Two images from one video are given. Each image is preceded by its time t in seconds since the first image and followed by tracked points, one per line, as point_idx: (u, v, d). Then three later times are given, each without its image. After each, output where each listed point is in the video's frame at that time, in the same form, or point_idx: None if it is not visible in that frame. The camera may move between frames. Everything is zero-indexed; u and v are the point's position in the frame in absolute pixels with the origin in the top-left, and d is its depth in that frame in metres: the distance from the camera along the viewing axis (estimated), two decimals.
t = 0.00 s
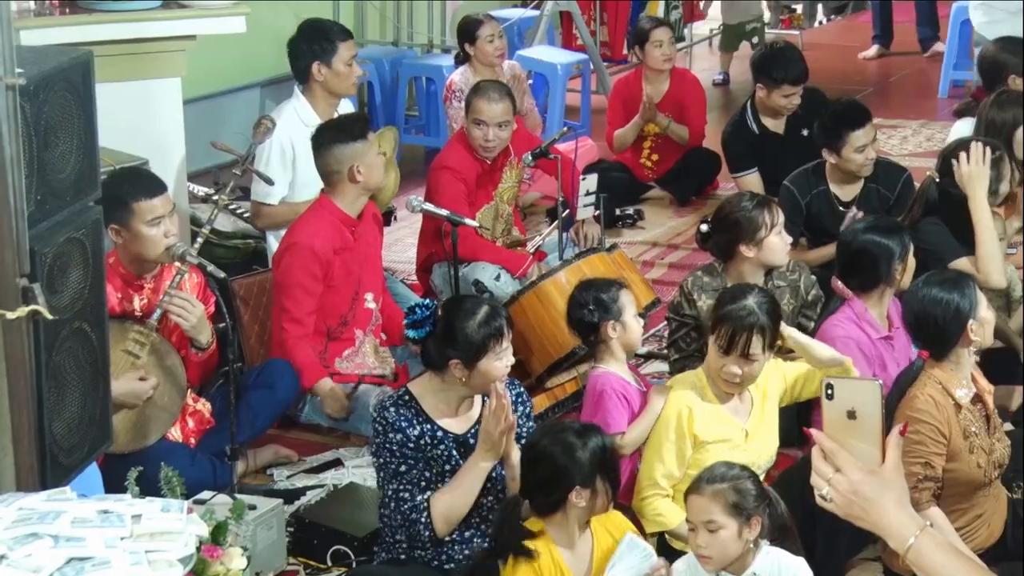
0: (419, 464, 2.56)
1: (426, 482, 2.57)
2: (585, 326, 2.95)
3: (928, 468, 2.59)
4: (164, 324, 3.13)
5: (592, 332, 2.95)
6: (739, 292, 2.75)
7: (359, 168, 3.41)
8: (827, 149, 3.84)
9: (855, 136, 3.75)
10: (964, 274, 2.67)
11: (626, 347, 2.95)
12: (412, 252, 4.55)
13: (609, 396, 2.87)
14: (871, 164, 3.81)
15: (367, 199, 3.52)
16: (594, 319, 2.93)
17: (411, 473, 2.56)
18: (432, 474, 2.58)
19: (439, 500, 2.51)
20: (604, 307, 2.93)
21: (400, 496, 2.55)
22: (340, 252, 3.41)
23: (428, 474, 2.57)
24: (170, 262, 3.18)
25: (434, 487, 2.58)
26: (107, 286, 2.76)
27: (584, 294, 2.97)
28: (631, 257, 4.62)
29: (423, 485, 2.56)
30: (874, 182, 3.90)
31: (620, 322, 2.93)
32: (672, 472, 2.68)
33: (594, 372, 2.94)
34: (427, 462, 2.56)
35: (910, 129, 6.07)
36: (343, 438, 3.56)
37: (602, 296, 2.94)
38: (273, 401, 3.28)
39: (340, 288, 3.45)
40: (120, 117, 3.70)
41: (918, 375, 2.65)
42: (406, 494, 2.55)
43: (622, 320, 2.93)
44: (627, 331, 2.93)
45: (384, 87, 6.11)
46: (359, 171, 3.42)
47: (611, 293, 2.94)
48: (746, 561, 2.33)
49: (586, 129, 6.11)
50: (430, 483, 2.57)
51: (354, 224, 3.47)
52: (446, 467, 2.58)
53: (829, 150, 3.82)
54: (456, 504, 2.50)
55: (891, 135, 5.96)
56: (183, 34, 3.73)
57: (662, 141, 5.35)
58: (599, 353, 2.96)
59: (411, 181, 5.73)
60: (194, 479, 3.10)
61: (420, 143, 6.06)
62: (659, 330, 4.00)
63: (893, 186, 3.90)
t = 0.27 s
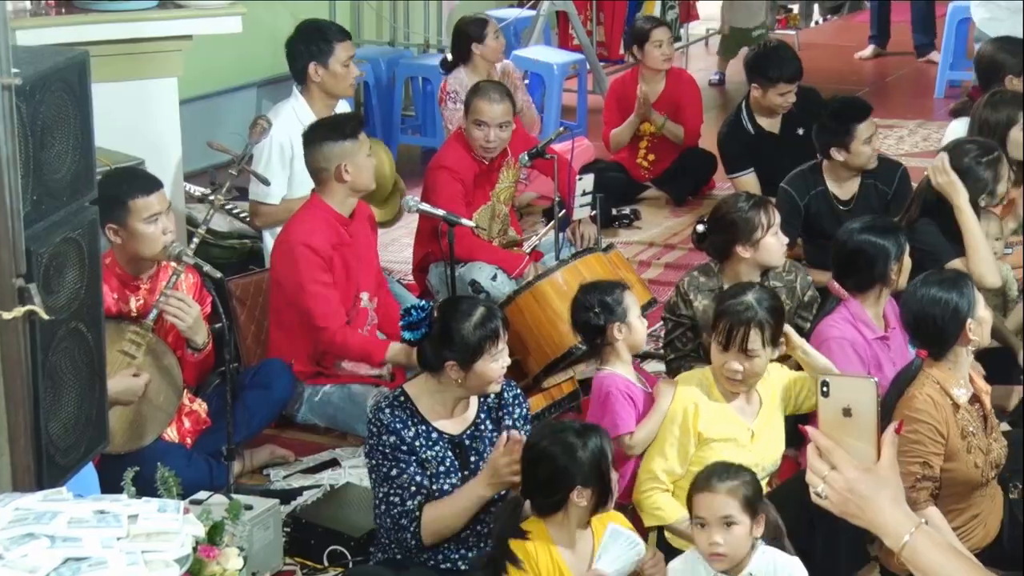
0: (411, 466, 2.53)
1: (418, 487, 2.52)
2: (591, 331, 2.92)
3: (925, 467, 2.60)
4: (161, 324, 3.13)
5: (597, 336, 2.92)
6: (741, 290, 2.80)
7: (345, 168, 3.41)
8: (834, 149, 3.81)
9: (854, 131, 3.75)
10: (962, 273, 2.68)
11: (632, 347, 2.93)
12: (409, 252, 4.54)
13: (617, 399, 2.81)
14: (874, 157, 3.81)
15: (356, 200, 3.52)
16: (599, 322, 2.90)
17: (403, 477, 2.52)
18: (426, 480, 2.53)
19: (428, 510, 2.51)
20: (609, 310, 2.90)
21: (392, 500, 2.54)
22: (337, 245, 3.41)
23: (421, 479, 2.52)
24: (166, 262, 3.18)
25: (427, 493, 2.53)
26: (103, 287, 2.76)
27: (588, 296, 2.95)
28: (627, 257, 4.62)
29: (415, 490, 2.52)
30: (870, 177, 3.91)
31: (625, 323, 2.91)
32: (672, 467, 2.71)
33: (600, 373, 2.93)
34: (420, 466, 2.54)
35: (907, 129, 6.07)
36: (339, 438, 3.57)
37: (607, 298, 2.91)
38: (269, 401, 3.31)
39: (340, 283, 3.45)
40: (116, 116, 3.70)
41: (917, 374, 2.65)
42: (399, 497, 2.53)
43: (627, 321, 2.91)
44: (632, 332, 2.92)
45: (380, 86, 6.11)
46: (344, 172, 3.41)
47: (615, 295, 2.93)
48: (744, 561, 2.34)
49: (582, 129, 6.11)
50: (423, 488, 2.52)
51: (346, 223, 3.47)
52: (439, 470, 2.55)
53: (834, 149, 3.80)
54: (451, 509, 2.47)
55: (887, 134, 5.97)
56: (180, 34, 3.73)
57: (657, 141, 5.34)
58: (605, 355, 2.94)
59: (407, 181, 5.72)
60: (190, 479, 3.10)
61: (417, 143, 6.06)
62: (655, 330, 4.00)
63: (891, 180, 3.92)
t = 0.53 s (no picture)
0: (408, 463, 2.53)
1: (415, 484, 2.53)
2: (597, 332, 2.94)
3: (920, 467, 2.60)
4: (157, 325, 3.13)
5: (601, 338, 2.94)
6: (758, 294, 2.78)
7: (339, 168, 3.42)
8: (831, 137, 3.81)
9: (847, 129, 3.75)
10: (960, 274, 2.69)
11: (635, 349, 2.93)
12: (404, 252, 4.54)
13: (616, 394, 2.84)
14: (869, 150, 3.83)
15: (356, 200, 3.52)
16: (603, 325, 2.93)
17: (400, 475, 2.53)
18: (424, 477, 2.54)
19: (421, 501, 2.50)
20: (612, 311, 2.93)
21: (390, 497, 2.55)
22: (330, 247, 3.41)
23: (418, 476, 2.53)
24: (163, 262, 3.17)
25: (424, 491, 2.53)
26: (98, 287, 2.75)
27: (591, 298, 2.98)
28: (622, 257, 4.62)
29: (412, 487, 2.53)
30: (865, 168, 3.94)
31: (630, 325, 2.92)
32: (661, 451, 2.73)
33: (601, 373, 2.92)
34: (417, 463, 2.54)
35: (902, 129, 6.08)
36: (335, 439, 3.57)
37: (611, 300, 2.94)
38: (265, 401, 3.31)
39: (331, 285, 3.43)
40: (112, 116, 3.70)
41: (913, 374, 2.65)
42: (396, 495, 2.54)
43: (630, 322, 2.92)
44: (635, 333, 2.92)
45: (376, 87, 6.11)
46: (338, 170, 3.42)
47: (618, 297, 2.96)
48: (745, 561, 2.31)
49: (578, 129, 6.11)
50: (421, 485, 2.53)
51: (344, 224, 3.47)
52: (435, 468, 2.55)
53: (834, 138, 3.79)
54: (443, 501, 2.47)
55: (882, 134, 5.97)
56: (175, 34, 3.73)
57: (653, 141, 5.35)
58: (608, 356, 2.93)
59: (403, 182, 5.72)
60: (185, 479, 3.09)
61: (412, 143, 6.06)
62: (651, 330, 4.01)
63: (884, 169, 3.95)
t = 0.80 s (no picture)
0: (408, 463, 2.56)
1: (415, 481, 2.57)
2: (590, 331, 2.99)
3: (919, 466, 2.60)
4: (156, 325, 3.13)
5: (596, 337, 2.99)
6: (783, 308, 2.69)
7: (337, 168, 3.41)
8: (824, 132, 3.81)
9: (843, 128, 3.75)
10: (960, 274, 2.70)
11: (632, 349, 2.98)
12: (401, 253, 4.54)
13: (606, 383, 2.92)
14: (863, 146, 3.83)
15: (356, 200, 3.53)
16: (596, 325, 2.98)
17: (401, 472, 2.56)
18: (423, 474, 2.57)
19: (427, 498, 2.51)
20: (606, 310, 2.97)
21: (390, 496, 2.57)
22: (327, 250, 3.41)
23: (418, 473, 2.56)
24: (161, 262, 3.16)
25: (424, 487, 2.57)
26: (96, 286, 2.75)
27: (590, 297, 3.02)
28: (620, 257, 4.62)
29: (413, 484, 2.57)
30: (859, 164, 3.92)
31: (624, 326, 2.96)
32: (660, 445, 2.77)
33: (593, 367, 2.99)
34: (416, 462, 2.56)
35: (899, 129, 6.08)
36: (332, 439, 3.57)
37: (606, 301, 2.98)
38: (263, 401, 3.27)
39: (326, 288, 3.43)
40: (110, 116, 3.70)
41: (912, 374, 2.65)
42: (396, 493, 2.56)
43: (625, 324, 2.95)
44: (630, 335, 2.96)
45: (373, 86, 6.11)
46: (335, 171, 3.41)
47: (614, 297, 2.98)
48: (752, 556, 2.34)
49: (575, 128, 6.11)
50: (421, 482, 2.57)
51: (341, 225, 3.47)
52: (433, 468, 2.56)
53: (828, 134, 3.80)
54: (449, 495, 2.48)
55: (879, 134, 5.97)
56: (174, 34, 3.73)
57: (650, 142, 5.35)
58: (604, 352, 3.00)
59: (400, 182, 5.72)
60: (182, 480, 3.09)
61: (409, 143, 6.06)
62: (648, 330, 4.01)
63: (877, 165, 3.93)
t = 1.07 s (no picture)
0: (402, 466, 2.53)
1: (407, 486, 2.54)
2: (579, 337, 2.97)
3: (917, 466, 2.59)
4: (152, 324, 3.13)
5: (585, 342, 2.97)
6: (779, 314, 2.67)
7: (329, 172, 3.41)
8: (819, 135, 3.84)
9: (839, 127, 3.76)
10: (961, 274, 2.70)
11: (626, 353, 2.96)
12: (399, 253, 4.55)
13: (598, 390, 2.93)
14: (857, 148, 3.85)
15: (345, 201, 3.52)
16: (585, 329, 2.96)
17: (393, 477, 2.54)
18: (416, 479, 2.55)
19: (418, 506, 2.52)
20: (596, 314, 2.95)
21: (382, 499, 2.56)
22: (324, 248, 3.41)
23: (411, 478, 2.54)
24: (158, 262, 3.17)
25: (417, 492, 2.55)
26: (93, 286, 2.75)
27: (580, 300, 3.00)
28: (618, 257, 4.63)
29: (404, 490, 2.54)
30: (856, 168, 3.92)
31: (614, 330, 2.94)
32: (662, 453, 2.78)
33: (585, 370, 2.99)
34: (411, 465, 2.54)
35: (897, 129, 6.09)
36: (330, 439, 3.57)
37: (595, 304, 2.96)
38: (261, 402, 3.31)
39: (327, 284, 3.44)
40: (107, 117, 3.70)
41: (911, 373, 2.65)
42: (389, 496, 2.55)
43: (615, 328, 2.94)
44: (621, 339, 2.94)
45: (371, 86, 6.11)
46: (328, 174, 3.41)
47: (603, 301, 2.96)
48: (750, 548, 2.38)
49: (573, 128, 6.12)
50: (413, 487, 2.55)
51: (334, 224, 3.47)
52: (429, 471, 2.55)
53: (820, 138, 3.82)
54: (444, 509, 2.49)
55: (877, 134, 5.98)
56: (172, 34, 3.73)
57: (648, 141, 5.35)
58: (593, 358, 2.98)
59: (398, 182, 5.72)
60: (180, 480, 3.09)
61: (407, 142, 6.07)
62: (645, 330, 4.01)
63: (874, 169, 3.93)
